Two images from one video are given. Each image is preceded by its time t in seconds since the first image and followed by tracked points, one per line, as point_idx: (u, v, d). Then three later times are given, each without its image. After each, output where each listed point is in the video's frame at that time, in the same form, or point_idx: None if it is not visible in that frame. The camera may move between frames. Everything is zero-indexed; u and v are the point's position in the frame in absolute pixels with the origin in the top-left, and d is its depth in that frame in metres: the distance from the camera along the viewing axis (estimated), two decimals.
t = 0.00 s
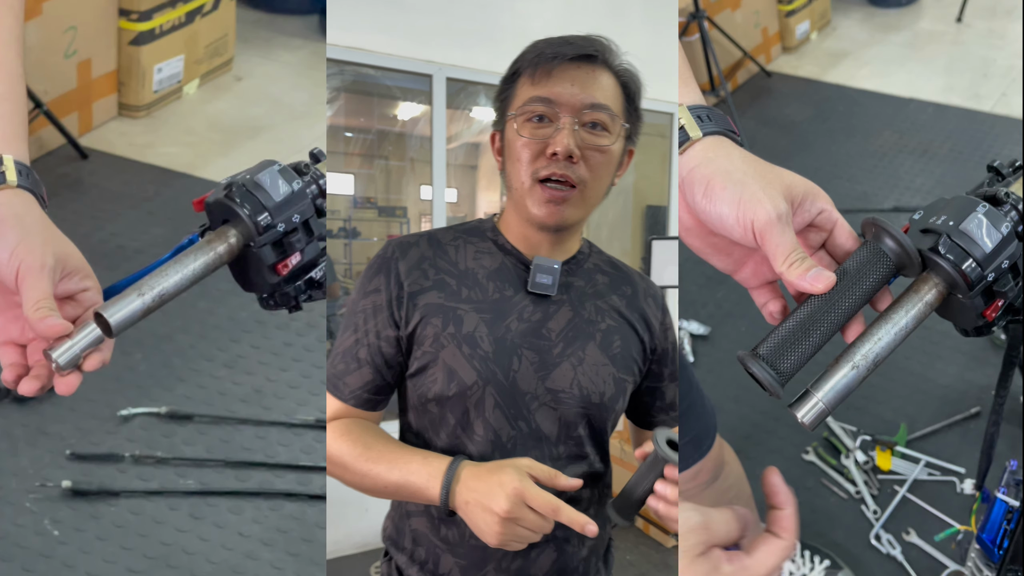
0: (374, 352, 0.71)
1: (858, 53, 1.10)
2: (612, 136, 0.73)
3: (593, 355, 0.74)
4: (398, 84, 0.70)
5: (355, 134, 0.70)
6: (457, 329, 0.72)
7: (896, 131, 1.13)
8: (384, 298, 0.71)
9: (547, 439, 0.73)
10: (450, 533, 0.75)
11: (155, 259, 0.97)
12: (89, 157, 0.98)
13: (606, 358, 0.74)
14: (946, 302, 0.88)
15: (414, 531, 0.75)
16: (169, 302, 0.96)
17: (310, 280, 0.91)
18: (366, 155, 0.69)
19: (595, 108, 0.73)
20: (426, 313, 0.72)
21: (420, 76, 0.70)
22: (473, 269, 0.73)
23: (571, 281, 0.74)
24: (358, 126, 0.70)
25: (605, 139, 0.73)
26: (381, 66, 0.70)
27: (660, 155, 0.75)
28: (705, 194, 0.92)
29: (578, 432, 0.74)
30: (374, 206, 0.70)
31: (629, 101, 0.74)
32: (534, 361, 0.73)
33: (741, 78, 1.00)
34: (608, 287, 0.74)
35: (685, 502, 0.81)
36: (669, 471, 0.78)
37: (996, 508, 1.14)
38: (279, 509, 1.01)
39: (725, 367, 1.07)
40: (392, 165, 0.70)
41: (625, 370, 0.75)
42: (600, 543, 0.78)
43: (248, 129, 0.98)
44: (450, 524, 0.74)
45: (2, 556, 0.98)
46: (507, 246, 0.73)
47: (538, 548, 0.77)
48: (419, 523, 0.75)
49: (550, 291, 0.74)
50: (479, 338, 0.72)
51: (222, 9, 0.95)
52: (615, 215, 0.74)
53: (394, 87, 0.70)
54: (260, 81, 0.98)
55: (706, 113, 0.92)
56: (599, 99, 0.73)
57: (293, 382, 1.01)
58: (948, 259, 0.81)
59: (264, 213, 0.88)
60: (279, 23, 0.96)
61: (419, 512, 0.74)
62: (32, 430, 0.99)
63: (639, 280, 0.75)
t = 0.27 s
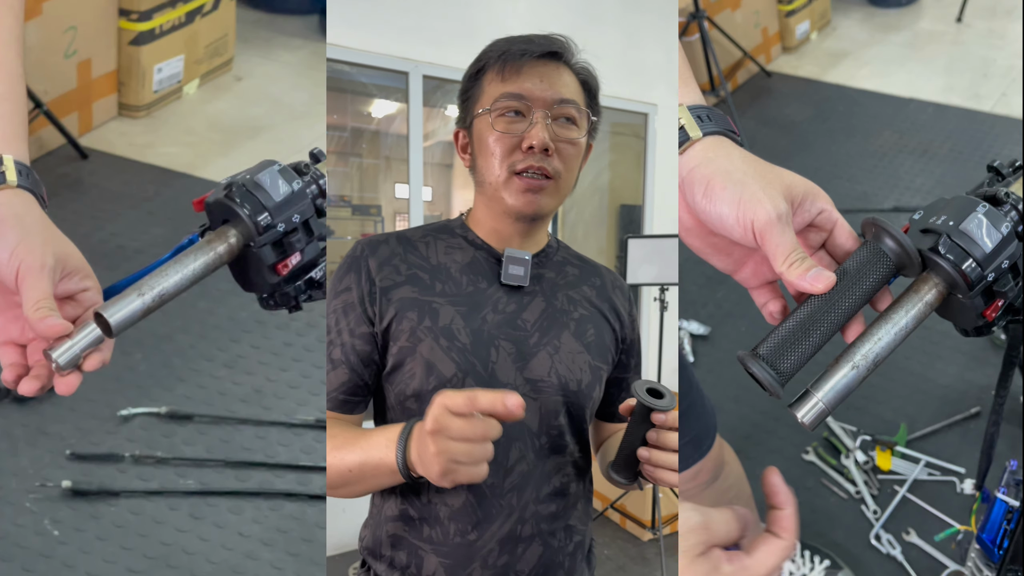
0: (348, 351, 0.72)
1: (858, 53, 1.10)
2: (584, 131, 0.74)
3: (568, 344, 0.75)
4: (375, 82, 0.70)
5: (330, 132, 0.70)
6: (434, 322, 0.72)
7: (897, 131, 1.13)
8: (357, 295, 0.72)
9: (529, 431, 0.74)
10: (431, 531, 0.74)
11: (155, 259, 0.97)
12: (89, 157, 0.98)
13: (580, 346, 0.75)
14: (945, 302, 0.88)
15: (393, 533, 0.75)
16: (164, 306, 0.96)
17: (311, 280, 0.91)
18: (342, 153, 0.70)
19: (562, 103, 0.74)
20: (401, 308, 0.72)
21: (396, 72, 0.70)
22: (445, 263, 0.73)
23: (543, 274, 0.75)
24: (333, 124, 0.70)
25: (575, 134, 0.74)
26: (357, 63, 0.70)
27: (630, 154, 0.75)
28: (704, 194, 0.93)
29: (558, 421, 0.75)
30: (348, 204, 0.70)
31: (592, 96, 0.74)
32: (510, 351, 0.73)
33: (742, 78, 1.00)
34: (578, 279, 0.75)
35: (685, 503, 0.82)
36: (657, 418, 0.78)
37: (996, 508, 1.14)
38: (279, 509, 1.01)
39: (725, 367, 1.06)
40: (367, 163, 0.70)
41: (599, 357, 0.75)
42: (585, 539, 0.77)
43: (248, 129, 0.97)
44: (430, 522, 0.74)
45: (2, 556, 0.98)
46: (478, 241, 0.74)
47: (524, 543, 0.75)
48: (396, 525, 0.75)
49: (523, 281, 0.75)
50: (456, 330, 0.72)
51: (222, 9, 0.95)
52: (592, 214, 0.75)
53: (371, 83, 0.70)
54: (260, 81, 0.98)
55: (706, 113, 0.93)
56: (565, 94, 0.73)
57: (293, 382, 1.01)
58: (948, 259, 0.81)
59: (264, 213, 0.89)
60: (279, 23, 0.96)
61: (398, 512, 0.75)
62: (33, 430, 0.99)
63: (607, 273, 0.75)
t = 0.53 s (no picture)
0: (339, 352, 0.72)
1: (858, 53, 1.10)
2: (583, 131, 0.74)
3: (563, 339, 0.75)
4: (367, 81, 0.70)
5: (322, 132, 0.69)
6: (429, 321, 0.73)
7: (896, 131, 1.13)
8: (349, 297, 0.72)
9: (528, 425, 0.74)
10: (435, 530, 0.74)
11: (155, 258, 0.97)
12: (89, 157, 0.98)
13: (574, 341, 0.76)
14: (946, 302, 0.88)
15: (394, 535, 0.75)
16: (163, 306, 0.96)
17: (311, 280, 0.91)
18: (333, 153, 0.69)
19: (561, 104, 0.73)
20: (396, 309, 0.73)
21: (388, 72, 0.70)
22: (438, 263, 0.73)
23: (534, 270, 0.75)
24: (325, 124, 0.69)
25: (573, 133, 0.74)
26: (349, 62, 0.70)
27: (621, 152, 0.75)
28: (704, 194, 0.94)
29: (556, 415, 0.75)
30: (339, 203, 0.69)
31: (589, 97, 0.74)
32: (507, 348, 0.74)
33: (741, 78, 1.01)
34: (568, 275, 0.75)
35: (685, 503, 0.83)
36: (654, 412, 0.77)
37: (995, 507, 1.14)
38: (279, 509, 1.01)
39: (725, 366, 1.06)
40: (357, 163, 0.69)
41: (593, 351, 0.76)
42: (587, 532, 0.76)
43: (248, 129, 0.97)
44: (433, 521, 0.75)
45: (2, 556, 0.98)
46: (468, 240, 0.74)
47: (528, 537, 0.75)
48: (399, 527, 0.75)
49: (515, 278, 0.75)
50: (452, 328, 0.73)
51: (222, 9, 0.96)
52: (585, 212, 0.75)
53: (364, 83, 0.70)
54: (260, 81, 0.98)
55: (707, 113, 0.94)
56: (562, 95, 0.73)
57: (293, 382, 1.01)
58: (947, 258, 0.81)
59: (264, 213, 0.88)
60: (279, 23, 0.96)
61: (400, 513, 0.75)
62: (32, 430, 0.98)
63: (595, 269, 0.76)
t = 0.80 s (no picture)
0: (338, 352, 0.73)
1: (858, 53, 1.10)
2: (579, 130, 0.74)
3: (559, 335, 0.75)
4: (363, 81, 0.71)
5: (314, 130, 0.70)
6: (427, 320, 0.73)
7: (896, 131, 1.13)
8: (346, 298, 0.73)
9: (525, 422, 0.74)
10: (435, 526, 0.75)
11: (155, 258, 0.97)
12: (89, 157, 0.98)
13: (571, 337, 0.75)
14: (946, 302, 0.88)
15: (394, 532, 0.76)
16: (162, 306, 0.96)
17: (311, 280, 0.91)
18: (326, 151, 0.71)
19: (556, 104, 0.73)
20: (393, 308, 0.72)
21: (385, 73, 0.71)
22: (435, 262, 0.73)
23: (530, 268, 0.75)
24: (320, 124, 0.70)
25: (569, 132, 0.74)
26: (348, 62, 0.71)
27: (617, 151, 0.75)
28: (704, 194, 0.94)
29: (553, 411, 0.75)
30: (334, 203, 0.71)
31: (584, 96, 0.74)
32: (505, 346, 0.74)
33: (741, 78, 1.01)
34: (564, 272, 0.75)
35: (685, 503, 0.83)
36: (653, 406, 0.77)
37: (995, 508, 1.15)
38: (279, 509, 1.01)
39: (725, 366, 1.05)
40: (352, 162, 0.70)
41: (589, 347, 0.76)
42: (585, 525, 0.77)
43: (248, 129, 0.97)
44: (433, 517, 0.75)
45: (2, 556, 0.98)
46: (464, 239, 0.74)
47: (527, 531, 0.76)
48: (399, 523, 0.75)
49: (512, 276, 0.75)
50: (449, 327, 0.73)
51: (222, 9, 0.96)
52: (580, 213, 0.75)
53: (361, 82, 0.71)
54: (260, 81, 0.98)
55: (707, 113, 0.93)
56: (558, 95, 0.74)
57: (293, 382, 1.01)
58: (948, 259, 0.81)
59: (263, 212, 0.88)
60: (279, 23, 0.96)
61: (400, 510, 0.75)
62: (32, 430, 0.98)
63: (591, 265, 0.75)
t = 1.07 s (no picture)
0: (337, 352, 0.73)
1: (858, 53, 1.10)
2: (579, 131, 0.74)
3: (558, 336, 0.75)
4: (362, 81, 0.70)
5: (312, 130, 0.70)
6: (426, 320, 0.73)
7: (896, 131, 1.13)
8: (345, 298, 0.73)
9: (524, 423, 0.74)
10: (434, 527, 0.75)
11: (155, 258, 0.97)
12: (89, 157, 0.98)
13: (570, 338, 0.75)
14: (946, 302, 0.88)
15: (395, 533, 0.75)
16: (163, 306, 0.96)
17: (310, 280, 0.91)
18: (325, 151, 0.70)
19: (555, 106, 0.74)
20: (392, 308, 0.73)
21: (384, 73, 0.70)
22: (434, 262, 0.73)
23: (530, 268, 0.75)
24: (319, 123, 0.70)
25: (568, 133, 0.74)
26: (347, 62, 0.70)
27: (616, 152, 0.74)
28: (704, 194, 0.93)
29: (552, 411, 0.75)
30: (332, 203, 0.70)
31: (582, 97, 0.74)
32: (504, 346, 0.74)
33: (741, 78, 1.01)
34: (564, 272, 0.75)
35: (685, 503, 0.83)
36: (648, 406, 0.77)
37: (995, 507, 1.14)
38: (279, 509, 1.01)
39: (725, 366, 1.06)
40: (350, 163, 0.70)
41: (589, 347, 0.76)
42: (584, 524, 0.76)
43: (248, 129, 0.97)
44: (432, 518, 0.75)
45: (2, 556, 0.98)
46: (463, 240, 0.74)
47: (526, 531, 0.75)
48: (399, 523, 0.75)
49: (511, 277, 0.75)
50: (449, 327, 0.73)
51: (222, 9, 0.96)
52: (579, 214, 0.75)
53: (360, 83, 0.70)
54: (260, 81, 0.98)
55: (707, 113, 0.93)
56: (557, 96, 0.74)
57: (293, 382, 1.01)
58: (947, 259, 0.81)
59: (264, 213, 0.88)
60: (279, 23, 0.96)
61: (400, 510, 0.75)
62: (32, 430, 0.98)
63: (591, 265, 0.75)
